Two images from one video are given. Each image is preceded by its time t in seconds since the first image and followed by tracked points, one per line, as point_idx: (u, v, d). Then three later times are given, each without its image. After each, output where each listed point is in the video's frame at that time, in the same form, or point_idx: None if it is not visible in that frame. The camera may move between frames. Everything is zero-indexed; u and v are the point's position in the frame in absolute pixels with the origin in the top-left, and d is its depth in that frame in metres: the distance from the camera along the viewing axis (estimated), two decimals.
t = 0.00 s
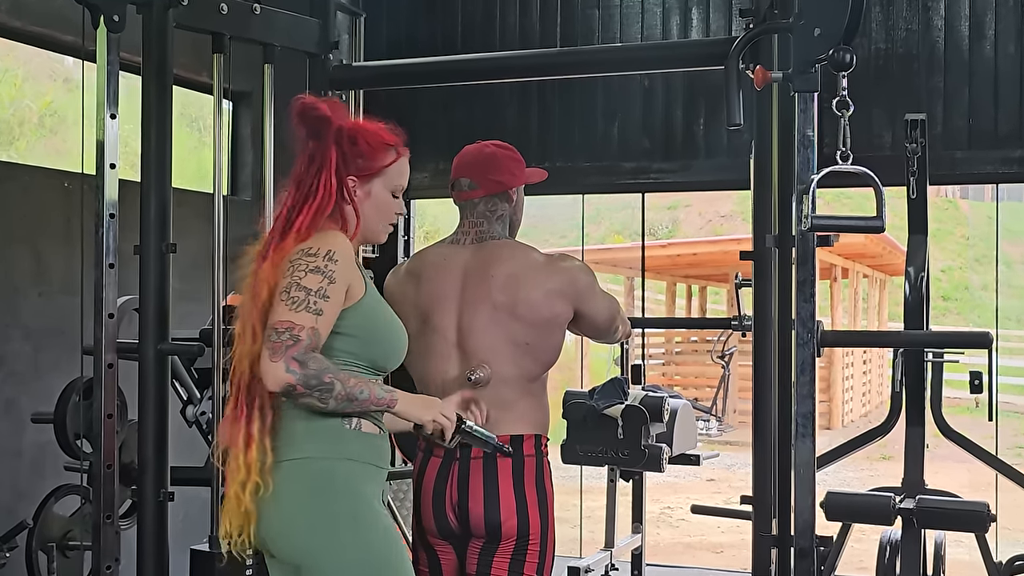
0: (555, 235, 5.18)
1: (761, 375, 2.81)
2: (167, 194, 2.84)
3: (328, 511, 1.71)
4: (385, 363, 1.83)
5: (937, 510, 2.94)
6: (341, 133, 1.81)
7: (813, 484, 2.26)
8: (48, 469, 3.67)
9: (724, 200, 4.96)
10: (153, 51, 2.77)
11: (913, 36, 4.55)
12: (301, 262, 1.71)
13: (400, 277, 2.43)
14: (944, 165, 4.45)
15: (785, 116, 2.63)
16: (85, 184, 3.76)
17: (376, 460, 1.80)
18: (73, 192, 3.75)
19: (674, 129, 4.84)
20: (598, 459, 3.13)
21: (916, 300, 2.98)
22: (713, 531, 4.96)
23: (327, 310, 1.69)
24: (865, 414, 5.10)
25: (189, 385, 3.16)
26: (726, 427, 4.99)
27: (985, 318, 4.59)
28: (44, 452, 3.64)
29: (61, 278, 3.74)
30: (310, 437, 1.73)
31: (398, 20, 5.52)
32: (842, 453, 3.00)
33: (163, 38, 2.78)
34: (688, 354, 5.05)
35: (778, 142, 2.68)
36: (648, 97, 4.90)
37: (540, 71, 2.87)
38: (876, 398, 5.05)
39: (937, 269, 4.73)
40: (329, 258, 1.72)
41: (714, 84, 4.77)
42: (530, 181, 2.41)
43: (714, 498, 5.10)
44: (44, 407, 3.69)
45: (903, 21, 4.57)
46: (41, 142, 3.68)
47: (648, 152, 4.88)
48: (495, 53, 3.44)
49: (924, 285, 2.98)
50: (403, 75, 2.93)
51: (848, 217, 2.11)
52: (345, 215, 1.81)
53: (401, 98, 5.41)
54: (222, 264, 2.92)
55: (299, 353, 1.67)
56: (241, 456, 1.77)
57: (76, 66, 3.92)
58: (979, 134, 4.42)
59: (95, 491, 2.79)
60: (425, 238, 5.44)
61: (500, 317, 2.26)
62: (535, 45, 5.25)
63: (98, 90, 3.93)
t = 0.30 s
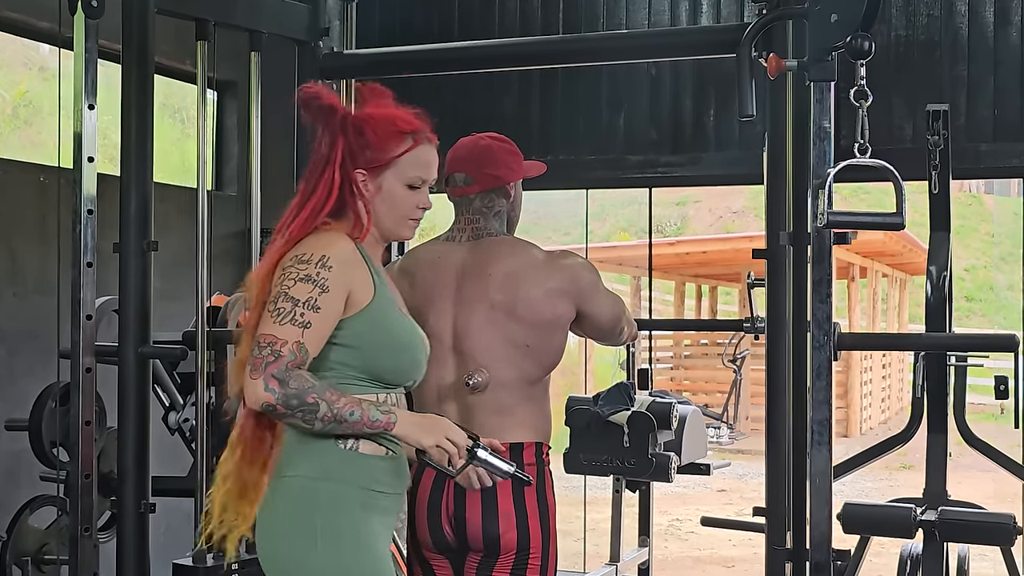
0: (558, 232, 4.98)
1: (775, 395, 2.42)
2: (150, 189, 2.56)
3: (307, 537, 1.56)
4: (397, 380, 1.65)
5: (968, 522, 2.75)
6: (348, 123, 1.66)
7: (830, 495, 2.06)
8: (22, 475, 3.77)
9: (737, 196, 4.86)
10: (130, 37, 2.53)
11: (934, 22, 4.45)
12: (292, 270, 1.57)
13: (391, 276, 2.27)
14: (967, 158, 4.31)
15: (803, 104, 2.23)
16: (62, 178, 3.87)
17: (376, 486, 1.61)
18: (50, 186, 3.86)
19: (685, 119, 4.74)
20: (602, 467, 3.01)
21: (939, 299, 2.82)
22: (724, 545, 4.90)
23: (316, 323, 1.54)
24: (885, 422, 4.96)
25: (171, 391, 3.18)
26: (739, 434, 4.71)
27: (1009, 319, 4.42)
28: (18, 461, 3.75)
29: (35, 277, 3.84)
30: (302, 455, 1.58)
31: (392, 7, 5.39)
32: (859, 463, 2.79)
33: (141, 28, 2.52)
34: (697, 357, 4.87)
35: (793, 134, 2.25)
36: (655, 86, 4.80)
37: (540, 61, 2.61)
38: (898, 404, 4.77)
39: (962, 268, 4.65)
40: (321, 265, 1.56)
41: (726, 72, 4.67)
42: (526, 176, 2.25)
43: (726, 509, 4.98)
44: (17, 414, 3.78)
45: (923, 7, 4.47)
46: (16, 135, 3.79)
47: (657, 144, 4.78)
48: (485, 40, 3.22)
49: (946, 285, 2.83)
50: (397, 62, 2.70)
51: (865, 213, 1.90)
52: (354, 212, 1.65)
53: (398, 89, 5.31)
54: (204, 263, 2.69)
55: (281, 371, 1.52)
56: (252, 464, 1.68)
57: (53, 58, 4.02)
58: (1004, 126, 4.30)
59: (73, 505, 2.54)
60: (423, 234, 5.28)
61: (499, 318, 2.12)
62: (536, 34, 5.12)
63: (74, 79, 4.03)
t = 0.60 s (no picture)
0: (557, 233, 4.96)
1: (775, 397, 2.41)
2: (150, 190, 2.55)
3: (326, 554, 1.48)
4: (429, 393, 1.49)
5: (968, 522, 2.74)
6: (395, 117, 1.53)
7: (830, 496, 2.07)
8: (22, 476, 3.78)
9: (736, 195, 4.77)
10: (131, 38, 2.53)
11: (934, 22, 4.45)
12: (307, 282, 1.46)
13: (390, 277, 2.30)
14: (967, 158, 4.32)
15: (804, 106, 2.23)
16: (61, 179, 3.87)
17: (396, 504, 1.49)
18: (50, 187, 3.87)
19: (685, 119, 4.75)
20: (603, 467, 3.01)
21: (939, 300, 2.82)
22: (725, 543, 5.01)
23: (328, 338, 1.42)
24: (885, 423, 4.94)
25: (171, 391, 3.18)
26: (738, 434, 4.72)
27: (1010, 320, 4.38)
28: (18, 462, 3.75)
29: (35, 278, 3.84)
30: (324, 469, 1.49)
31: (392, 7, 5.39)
32: (859, 462, 2.79)
33: (142, 28, 2.52)
34: (697, 358, 4.87)
35: (793, 133, 2.25)
36: (655, 85, 4.82)
37: (541, 59, 2.60)
38: (897, 404, 4.80)
39: (961, 268, 4.53)
40: (333, 277, 1.44)
41: (725, 72, 4.67)
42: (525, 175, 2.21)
43: (726, 510, 4.96)
44: (17, 413, 3.78)
45: (924, 7, 4.47)
46: (16, 136, 3.79)
47: (656, 144, 4.80)
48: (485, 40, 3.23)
49: (946, 286, 2.83)
50: (398, 62, 2.69)
51: (867, 213, 1.90)
52: (397, 216, 1.52)
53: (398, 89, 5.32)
54: (204, 263, 2.68)
55: (289, 390, 1.42)
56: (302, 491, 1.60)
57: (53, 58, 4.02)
58: (1005, 126, 4.31)
59: (73, 505, 2.54)
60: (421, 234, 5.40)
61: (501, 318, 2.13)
62: (536, 34, 5.11)
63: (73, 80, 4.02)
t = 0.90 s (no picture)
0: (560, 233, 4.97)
1: (775, 398, 2.38)
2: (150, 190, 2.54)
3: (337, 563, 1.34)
4: (433, 407, 1.27)
5: (967, 521, 2.74)
6: (460, 116, 1.23)
7: (830, 495, 2.07)
8: (21, 475, 3.78)
9: (736, 195, 4.74)
10: (131, 38, 2.52)
11: (934, 22, 4.45)
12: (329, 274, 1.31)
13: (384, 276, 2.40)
14: (967, 158, 4.34)
15: (803, 104, 2.23)
16: (62, 179, 3.88)
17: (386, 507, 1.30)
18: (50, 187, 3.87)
19: (684, 119, 4.75)
20: (603, 468, 3.02)
21: (939, 300, 2.82)
22: (724, 544, 4.93)
23: (332, 340, 1.26)
24: (885, 422, 4.94)
25: (171, 391, 3.19)
26: (738, 434, 4.72)
27: (1010, 320, 4.36)
28: (17, 462, 3.75)
29: (35, 278, 3.85)
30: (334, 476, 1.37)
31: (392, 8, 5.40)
32: (859, 462, 2.80)
33: (143, 27, 2.51)
34: (698, 359, 4.88)
35: (793, 134, 2.24)
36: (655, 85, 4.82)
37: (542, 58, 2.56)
38: (897, 404, 4.78)
39: (961, 268, 4.49)
40: (352, 278, 1.28)
41: (725, 72, 4.68)
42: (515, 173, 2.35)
43: (726, 509, 4.97)
44: (17, 413, 3.78)
45: (924, 6, 4.47)
46: (17, 136, 3.80)
47: (657, 145, 4.80)
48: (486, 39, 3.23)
49: (946, 285, 2.83)
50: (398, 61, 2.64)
51: (867, 213, 1.90)
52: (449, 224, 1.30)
53: (398, 89, 5.34)
54: (204, 263, 2.68)
55: (292, 388, 1.27)
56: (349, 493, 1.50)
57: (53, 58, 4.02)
58: (1005, 126, 4.32)
59: (72, 505, 2.53)
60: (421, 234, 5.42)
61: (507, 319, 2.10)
62: (536, 34, 5.12)
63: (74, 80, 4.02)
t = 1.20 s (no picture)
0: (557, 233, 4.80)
1: (774, 397, 2.41)
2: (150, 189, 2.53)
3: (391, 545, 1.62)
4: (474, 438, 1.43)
5: (968, 521, 2.73)
6: (577, 168, 1.22)
7: (830, 494, 2.06)
8: (22, 476, 3.78)
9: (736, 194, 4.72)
10: (131, 39, 2.49)
11: (934, 22, 4.46)
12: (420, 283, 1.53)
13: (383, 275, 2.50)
14: (967, 159, 4.34)
15: (803, 105, 2.20)
16: (61, 180, 3.88)
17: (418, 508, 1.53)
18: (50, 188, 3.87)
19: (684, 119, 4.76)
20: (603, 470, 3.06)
21: (939, 299, 2.82)
22: (726, 543, 5.01)
23: (405, 340, 1.52)
24: (884, 422, 5.04)
25: (171, 391, 3.21)
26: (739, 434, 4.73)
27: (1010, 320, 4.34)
28: (18, 462, 3.76)
29: (36, 278, 3.85)
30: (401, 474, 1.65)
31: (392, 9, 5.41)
32: (858, 461, 2.80)
33: (142, 27, 2.48)
34: (698, 359, 4.87)
35: (793, 139, 2.21)
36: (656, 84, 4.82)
37: (541, 58, 2.55)
38: (897, 404, 4.93)
39: (960, 268, 4.67)
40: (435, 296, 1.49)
41: (725, 72, 4.68)
42: (513, 171, 2.54)
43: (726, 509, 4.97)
44: (17, 413, 3.78)
45: (923, 7, 4.48)
46: (17, 137, 3.80)
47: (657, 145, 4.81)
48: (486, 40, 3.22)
49: (946, 285, 2.83)
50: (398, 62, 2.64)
51: (867, 213, 1.90)
52: (549, 270, 1.37)
53: (397, 90, 5.34)
54: (204, 263, 2.68)
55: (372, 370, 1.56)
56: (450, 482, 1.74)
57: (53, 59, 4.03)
58: (1005, 127, 4.31)
59: (72, 505, 2.53)
60: (421, 235, 5.43)
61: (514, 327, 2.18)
62: (536, 34, 5.12)
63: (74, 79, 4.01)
